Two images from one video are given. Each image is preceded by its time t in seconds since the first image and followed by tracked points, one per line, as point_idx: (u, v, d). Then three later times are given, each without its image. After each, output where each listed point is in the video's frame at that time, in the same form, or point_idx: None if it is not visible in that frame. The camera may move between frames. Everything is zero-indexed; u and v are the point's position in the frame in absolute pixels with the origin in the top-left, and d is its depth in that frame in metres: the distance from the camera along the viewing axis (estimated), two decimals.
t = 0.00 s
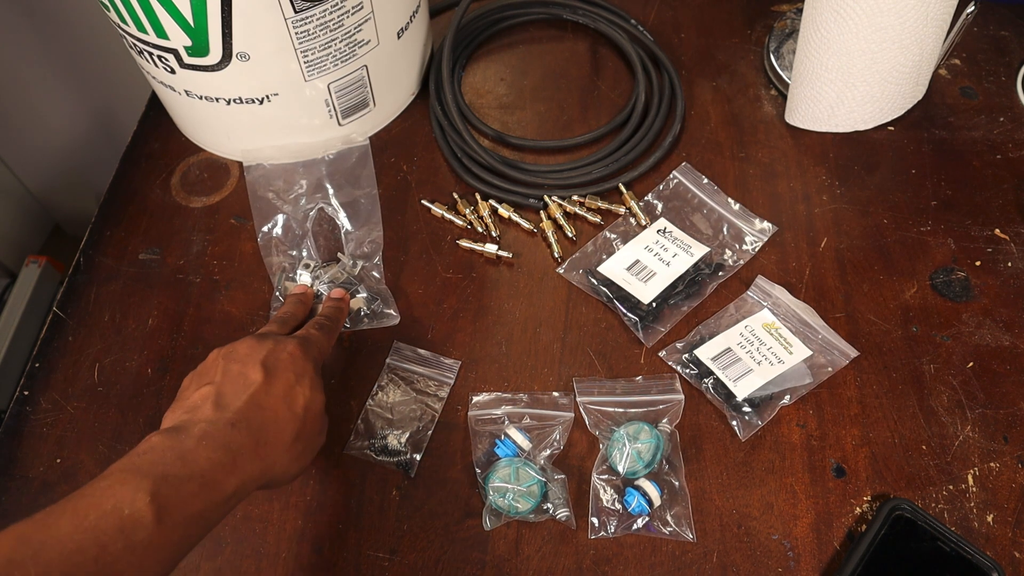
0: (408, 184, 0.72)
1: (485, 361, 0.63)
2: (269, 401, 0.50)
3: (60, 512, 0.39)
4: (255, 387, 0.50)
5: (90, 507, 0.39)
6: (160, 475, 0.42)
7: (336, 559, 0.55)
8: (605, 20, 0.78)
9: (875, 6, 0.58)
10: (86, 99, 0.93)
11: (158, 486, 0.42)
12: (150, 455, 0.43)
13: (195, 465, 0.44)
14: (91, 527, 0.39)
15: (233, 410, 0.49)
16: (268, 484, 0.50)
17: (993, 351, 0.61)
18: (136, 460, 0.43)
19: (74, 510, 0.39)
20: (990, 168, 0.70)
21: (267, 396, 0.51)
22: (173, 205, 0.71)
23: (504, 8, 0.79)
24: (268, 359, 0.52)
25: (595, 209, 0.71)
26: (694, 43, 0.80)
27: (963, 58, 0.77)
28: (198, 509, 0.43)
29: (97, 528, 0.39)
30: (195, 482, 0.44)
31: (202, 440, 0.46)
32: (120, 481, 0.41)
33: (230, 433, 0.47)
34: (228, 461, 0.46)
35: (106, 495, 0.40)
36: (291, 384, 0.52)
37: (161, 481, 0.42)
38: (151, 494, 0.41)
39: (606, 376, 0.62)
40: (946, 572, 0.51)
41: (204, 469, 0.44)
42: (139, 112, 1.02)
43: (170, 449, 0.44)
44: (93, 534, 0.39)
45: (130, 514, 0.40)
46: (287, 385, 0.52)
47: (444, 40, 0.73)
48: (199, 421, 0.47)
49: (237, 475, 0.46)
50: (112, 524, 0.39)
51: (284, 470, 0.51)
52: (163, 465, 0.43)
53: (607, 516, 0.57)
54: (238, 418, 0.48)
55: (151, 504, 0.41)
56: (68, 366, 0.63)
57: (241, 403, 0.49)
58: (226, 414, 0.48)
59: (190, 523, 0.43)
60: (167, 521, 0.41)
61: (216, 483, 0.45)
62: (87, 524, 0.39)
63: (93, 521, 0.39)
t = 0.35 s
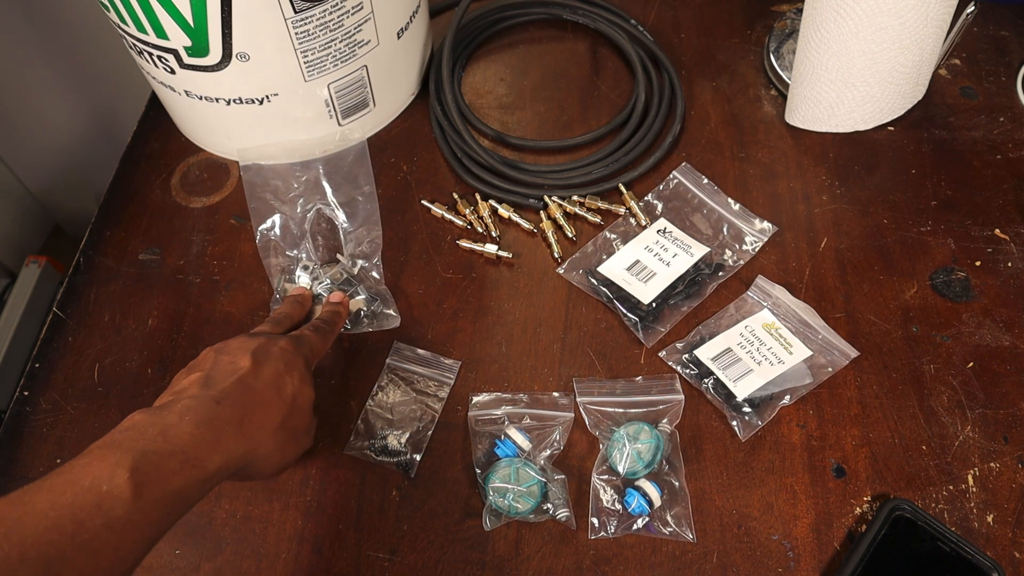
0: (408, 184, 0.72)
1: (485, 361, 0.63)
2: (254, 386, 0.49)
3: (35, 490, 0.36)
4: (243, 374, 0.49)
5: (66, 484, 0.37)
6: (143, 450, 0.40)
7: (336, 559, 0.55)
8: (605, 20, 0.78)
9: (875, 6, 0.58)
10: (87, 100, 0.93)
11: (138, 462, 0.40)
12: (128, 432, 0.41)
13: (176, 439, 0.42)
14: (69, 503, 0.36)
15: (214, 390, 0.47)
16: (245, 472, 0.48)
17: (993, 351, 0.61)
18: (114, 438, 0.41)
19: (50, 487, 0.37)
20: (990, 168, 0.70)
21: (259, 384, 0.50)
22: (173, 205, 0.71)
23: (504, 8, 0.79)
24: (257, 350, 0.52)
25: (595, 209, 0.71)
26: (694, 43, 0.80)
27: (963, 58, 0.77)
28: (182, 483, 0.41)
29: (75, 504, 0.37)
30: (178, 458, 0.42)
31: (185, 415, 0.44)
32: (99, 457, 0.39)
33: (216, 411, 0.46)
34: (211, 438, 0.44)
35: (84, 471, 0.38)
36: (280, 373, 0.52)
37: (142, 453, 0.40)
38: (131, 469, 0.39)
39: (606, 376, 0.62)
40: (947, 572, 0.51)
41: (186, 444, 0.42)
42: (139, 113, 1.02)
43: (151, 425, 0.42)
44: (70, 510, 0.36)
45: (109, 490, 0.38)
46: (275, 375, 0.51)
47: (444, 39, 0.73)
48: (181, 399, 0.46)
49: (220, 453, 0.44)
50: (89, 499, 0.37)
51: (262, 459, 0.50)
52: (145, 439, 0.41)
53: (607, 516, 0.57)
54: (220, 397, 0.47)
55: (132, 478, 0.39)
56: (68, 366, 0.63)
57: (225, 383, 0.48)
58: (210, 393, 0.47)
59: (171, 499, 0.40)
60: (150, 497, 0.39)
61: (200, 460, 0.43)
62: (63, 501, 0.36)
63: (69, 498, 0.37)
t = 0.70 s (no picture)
0: (409, 184, 0.72)
1: (485, 361, 0.63)
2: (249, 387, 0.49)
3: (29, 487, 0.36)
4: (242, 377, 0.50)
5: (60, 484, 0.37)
6: (139, 449, 0.41)
7: (336, 559, 0.55)
8: (605, 20, 0.78)
9: (875, 6, 0.58)
10: (87, 100, 0.93)
11: (134, 462, 0.40)
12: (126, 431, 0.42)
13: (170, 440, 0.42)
14: (63, 501, 0.37)
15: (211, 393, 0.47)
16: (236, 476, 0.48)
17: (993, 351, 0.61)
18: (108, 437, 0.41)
19: (43, 485, 0.37)
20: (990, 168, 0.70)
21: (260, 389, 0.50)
22: (173, 205, 0.71)
23: (504, 8, 0.79)
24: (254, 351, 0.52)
25: (595, 209, 0.71)
26: (694, 43, 0.80)
27: (963, 58, 0.77)
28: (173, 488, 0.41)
29: (69, 502, 0.37)
30: (173, 459, 0.42)
31: (182, 415, 0.44)
32: (94, 456, 0.39)
33: (214, 412, 0.46)
34: (208, 440, 0.44)
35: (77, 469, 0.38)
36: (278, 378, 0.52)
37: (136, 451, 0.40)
38: (127, 469, 0.39)
39: (606, 376, 0.62)
40: (947, 572, 0.51)
41: (183, 445, 0.43)
42: (140, 113, 1.02)
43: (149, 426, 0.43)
44: (64, 509, 0.36)
45: (103, 489, 0.38)
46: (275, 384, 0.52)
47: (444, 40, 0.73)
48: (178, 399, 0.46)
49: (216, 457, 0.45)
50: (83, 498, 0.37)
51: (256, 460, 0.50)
52: (140, 439, 0.41)
53: (607, 516, 0.57)
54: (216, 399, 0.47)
55: (127, 479, 0.39)
56: (68, 366, 0.63)
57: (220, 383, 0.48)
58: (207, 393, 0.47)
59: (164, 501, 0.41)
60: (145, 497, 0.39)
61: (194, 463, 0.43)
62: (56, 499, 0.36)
63: (63, 496, 0.37)
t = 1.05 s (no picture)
0: (408, 184, 0.72)
1: (485, 361, 0.63)
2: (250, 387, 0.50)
3: (33, 487, 0.38)
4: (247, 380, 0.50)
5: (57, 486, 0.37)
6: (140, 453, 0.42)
7: (336, 559, 0.55)
8: (605, 20, 0.78)
9: (875, 5, 0.58)
10: (87, 100, 0.93)
11: (135, 467, 0.41)
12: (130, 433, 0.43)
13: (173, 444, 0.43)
14: (66, 502, 0.38)
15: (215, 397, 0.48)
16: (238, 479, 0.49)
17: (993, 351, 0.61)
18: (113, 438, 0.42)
19: (46, 485, 0.38)
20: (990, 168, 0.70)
21: (260, 391, 0.50)
22: (173, 205, 0.71)
23: (504, 8, 0.79)
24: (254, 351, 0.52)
25: (595, 209, 0.71)
26: (694, 43, 0.80)
27: (963, 58, 0.77)
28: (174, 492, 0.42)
29: (71, 504, 0.38)
30: (173, 462, 0.43)
31: (185, 419, 0.45)
32: (97, 457, 0.40)
33: (216, 418, 0.46)
34: (208, 444, 0.45)
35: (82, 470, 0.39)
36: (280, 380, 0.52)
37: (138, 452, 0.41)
38: (128, 472, 0.40)
39: (606, 376, 0.62)
40: (946, 571, 0.51)
41: (185, 449, 0.44)
42: (140, 113, 1.02)
43: (153, 428, 0.44)
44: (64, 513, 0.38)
45: (104, 491, 0.39)
46: (278, 390, 0.51)
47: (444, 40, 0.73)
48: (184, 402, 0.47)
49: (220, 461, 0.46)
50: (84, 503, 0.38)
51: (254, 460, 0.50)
52: (143, 442, 0.42)
53: (607, 516, 0.57)
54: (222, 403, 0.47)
55: (127, 482, 0.40)
56: (68, 366, 0.63)
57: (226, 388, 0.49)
58: (213, 398, 0.48)
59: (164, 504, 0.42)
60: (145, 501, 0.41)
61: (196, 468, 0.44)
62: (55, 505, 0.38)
63: (65, 500, 0.38)
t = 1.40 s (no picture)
0: (408, 184, 0.72)
1: (485, 361, 0.63)
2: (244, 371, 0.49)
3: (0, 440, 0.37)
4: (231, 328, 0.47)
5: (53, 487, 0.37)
6: (114, 404, 0.40)
7: (336, 559, 0.55)
8: (605, 20, 0.78)
9: (875, 5, 0.58)
10: (88, 100, 0.93)
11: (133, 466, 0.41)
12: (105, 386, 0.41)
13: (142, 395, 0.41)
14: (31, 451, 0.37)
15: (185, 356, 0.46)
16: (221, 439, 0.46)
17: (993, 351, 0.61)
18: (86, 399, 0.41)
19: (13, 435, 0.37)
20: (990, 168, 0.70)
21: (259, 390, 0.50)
22: (173, 205, 0.71)
23: (504, 8, 0.79)
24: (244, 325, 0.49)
25: (595, 209, 0.71)
26: (694, 43, 0.80)
27: (963, 58, 0.77)
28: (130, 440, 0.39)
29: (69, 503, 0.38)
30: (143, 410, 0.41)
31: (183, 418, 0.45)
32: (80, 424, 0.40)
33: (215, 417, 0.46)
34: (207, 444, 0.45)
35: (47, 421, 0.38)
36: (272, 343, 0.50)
37: (115, 412, 0.40)
38: (97, 419, 0.39)
39: (606, 376, 0.62)
40: (946, 571, 0.51)
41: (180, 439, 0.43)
42: (140, 113, 1.02)
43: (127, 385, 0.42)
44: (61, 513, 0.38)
45: (71, 438, 0.38)
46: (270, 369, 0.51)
47: (444, 40, 0.73)
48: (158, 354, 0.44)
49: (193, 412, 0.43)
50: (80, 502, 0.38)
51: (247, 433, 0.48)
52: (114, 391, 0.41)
53: (607, 516, 0.57)
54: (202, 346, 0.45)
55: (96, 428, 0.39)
56: (68, 366, 0.63)
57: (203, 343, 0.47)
58: (191, 348, 0.45)
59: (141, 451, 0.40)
60: (117, 447, 0.39)
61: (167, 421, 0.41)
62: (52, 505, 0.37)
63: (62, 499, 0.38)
